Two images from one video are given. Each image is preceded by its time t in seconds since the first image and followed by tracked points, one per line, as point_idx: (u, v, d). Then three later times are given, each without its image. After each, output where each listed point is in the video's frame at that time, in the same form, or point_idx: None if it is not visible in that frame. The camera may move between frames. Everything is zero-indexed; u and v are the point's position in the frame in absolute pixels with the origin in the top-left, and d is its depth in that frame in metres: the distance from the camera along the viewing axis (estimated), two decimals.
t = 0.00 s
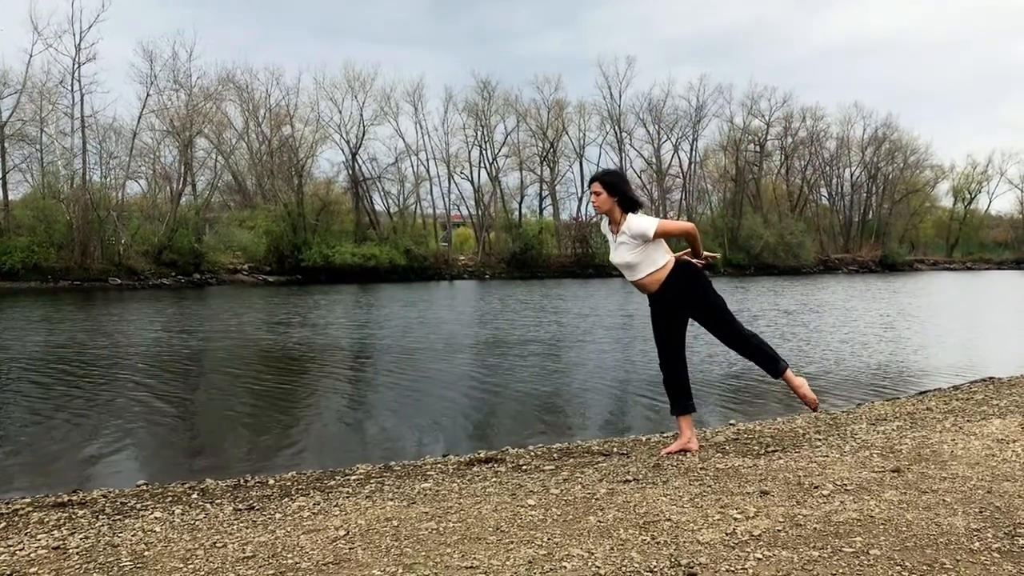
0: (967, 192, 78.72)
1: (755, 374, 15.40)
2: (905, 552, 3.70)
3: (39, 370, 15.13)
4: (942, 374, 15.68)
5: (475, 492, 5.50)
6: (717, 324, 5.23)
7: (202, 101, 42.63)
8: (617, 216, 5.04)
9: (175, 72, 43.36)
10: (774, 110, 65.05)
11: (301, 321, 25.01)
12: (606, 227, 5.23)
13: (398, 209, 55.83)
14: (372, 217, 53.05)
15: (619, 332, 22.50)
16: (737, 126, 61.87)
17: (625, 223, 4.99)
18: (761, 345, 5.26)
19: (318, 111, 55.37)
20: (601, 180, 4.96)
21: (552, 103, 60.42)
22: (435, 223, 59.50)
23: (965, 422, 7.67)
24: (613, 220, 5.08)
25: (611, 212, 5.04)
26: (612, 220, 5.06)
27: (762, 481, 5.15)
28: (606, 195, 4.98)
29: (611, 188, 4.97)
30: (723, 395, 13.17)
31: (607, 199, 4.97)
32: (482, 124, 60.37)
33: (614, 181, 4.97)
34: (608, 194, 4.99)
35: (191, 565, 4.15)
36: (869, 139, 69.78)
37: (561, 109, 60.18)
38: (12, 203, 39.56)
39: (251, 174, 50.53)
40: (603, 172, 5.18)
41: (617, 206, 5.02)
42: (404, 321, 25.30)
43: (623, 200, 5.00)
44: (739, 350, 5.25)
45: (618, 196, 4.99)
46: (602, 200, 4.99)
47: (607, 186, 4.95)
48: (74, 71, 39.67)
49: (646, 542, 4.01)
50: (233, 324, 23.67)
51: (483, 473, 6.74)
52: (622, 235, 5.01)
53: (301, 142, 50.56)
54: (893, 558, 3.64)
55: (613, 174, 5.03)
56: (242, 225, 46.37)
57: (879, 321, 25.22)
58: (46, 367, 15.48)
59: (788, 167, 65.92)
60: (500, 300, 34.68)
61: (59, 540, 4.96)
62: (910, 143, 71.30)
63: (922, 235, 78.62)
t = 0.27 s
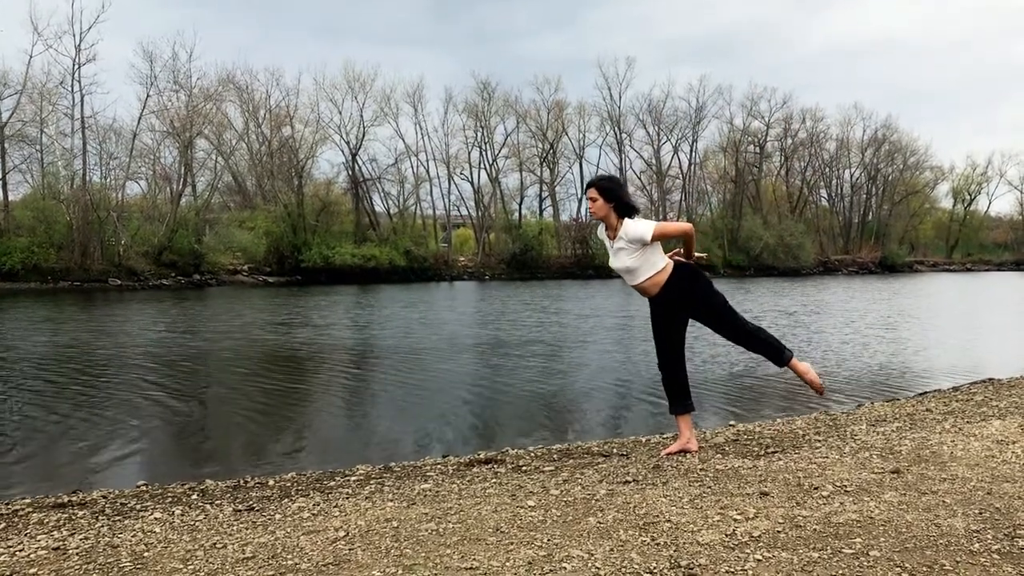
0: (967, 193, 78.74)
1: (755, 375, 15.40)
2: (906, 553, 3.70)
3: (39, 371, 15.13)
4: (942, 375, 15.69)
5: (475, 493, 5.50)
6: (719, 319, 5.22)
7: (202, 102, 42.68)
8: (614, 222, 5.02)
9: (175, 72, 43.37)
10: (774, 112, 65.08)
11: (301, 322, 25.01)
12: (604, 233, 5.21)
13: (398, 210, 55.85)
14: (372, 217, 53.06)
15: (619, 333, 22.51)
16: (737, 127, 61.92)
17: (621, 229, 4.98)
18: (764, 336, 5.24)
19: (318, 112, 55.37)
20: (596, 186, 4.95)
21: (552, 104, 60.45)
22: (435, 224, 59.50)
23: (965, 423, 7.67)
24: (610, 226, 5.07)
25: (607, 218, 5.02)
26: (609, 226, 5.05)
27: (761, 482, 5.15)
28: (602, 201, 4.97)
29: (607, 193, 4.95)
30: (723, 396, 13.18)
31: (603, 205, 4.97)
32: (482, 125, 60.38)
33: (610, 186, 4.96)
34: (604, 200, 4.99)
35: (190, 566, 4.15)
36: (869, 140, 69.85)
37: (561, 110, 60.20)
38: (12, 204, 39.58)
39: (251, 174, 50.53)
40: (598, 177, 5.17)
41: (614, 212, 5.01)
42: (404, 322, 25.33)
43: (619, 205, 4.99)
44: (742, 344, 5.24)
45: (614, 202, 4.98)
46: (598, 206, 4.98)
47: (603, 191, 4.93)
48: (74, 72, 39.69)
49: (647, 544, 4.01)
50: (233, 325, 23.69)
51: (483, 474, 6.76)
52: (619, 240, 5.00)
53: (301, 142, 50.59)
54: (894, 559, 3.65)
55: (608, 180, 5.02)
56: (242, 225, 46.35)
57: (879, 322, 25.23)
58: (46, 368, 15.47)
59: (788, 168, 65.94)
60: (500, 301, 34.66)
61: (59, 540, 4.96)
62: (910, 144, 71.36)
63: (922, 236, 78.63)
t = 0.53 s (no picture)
0: (968, 195, 78.67)
1: (756, 377, 15.41)
2: (906, 555, 3.70)
3: (41, 372, 15.16)
4: (943, 377, 15.67)
5: (476, 495, 5.51)
6: (721, 319, 5.21)
7: (203, 104, 42.74)
8: (612, 230, 5.00)
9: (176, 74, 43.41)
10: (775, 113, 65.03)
11: (303, 323, 25.04)
12: (602, 239, 5.19)
13: (399, 211, 55.85)
14: (373, 219, 53.10)
15: (620, 335, 22.52)
16: (737, 129, 61.91)
17: (619, 236, 4.97)
18: (768, 333, 5.21)
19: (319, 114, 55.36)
20: (592, 195, 4.91)
21: (553, 106, 60.45)
22: (436, 225, 59.53)
23: (966, 425, 7.66)
24: (608, 233, 5.05)
25: (605, 226, 4.99)
26: (607, 233, 5.03)
27: (762, 484, 5.16)
28: (599, 209, 4.92)
29: (602, 201, 4.92)
30: (724, 398, 13.17)
31: (600, 213, 4.92)
32: (483, 127, 60.40)
33: (605, 195, 4.93)
34: (600, 207, 4.95)
35: (191, 567, 4.16)
36: (870, 142, 69.84)
37: (562, 112, 60.21)
38: (12, 205, 39.60)
39: (252, 176, 50.56)
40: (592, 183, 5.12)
41: (610, 219, 4.97)
42: (405, 324, 25.36)
43: (615, 212, 4.96)
44: (746, 343, 5.23)
45: (610, 210, 4.93)
46: (595, 214, 4.94)
47: (600, 200, 4.90)
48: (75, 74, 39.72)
49: (647, 545, 4.01)
50: (234, 326, 23.72)
51: (484, 475, 6.77)
52: (617, 248, 4.99)
53: (303, 144, 50.64)
54: (894, 560, 3.65)
55: (603, 186, 4.98)
56: (243, 227, 46.37)
57: (880, 324, 25.22)
58: (48, 369, 15.50)
59: (789, 170, 65.94)
60: (501, 302, 34.67)
61: (60, 542, 4.97)
62: (910, 146, 71.36)
63: (923, 238, 78.54)
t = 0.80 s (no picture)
0: (971, 197, 78.51)
1: (759, 379, 15.39)
2: (908, 557, 3.70)
3: (44, 374, 15.19)
4: (946, 379, 15.63)
5: (478, 497, 5.51)
6: (728, 321, 5.23)
7: (205, 106, 42.84)
8: (612, 236, 5.01)
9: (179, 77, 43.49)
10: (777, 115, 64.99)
11: (305, 325, 25.08)
12: (604, 245, 5.20)
13: (401, 213, 55.92)
14: (375, 221, 53.19)
15: (621, 336, 22.52)
16: (739, 131, 61.90)
17: (620, 243, 4.98)
18: (776, 333, 5.19)
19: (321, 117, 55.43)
20: (591, 204, 4.92)
21: (555, 108, 60.49)
22: (439, 228, 59.58)
23: (969, 426, 7.64)
24: (609, 240, 5.04)
25: (605, 233, 5.00)
26: (608, 240, 5.04)
27: (764, 486, 5.15)
28: (598, 217, 4.93)
29: (602, 208, 4.93)
30: (726, 400, 13.16)
31: (599, 221, 4.93)
32: (485, 129, 60.44)
33: (605, 202, 4.94)
34: (600, 216, 4.95)
35: (194, 569, 4.16)
36: (872, 144, 69.78)
37: (564, 114, 60.23)
38: (15, 208, 39.68)
39: (255, 178, 50.65)
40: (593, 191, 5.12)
41: (611, 227, 4.97)
42: (407, 325, 25.39)
43: (616, 220, 4.95)
44: (753, 344, 5.22)
45: (610, 218, 4.93)
46: (595, 222, 4.94)
47: (599, 208, 4.91)
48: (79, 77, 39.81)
49: (649, 547, 4.01)
50: (236, 328, 23.75)
51: (485, 477, 6.77)
52: (619, 254, 5.01)
53: (305, 146, 50.72)
54: (896, 563, 3.64)
55: (604, 195, 4.99)
56: (246, 229, 46.44)
57: (883, 326, 25.18)
58: (51, 371, 15.54)
59: (791, 172, 65.90)
60: (504, 304, 34.68)
61: (63, 544, 4.98)
62: (913, 147, 71.29)
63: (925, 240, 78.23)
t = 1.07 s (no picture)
0: (974, 197, 78.29)
1: (762, 380, 15.37)
2: (912, 558, 3.69)
3: (48, 377, 15.23)
4: (950, 380, 15.59)
5: (481, 499, 5.52)
6: (734, 323, 5.27)
7: (209, 109, 43.00)
8: (618, 242, 5.01)
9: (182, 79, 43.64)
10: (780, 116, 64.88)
11: (309, 327, 25.13)
12: (609, 250, 5.20)
13: (405, 215, 56.00)
14: (378, 223, 53.29)
15: (625, 338, 22.52)
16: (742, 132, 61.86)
17: (626, 248, 4.98)
18: (780, 333, 5.27)
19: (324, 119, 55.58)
20: (595, 210, 4.93)
21: (557, 109, 60.47)
22: (442, 229, 59.66)
23: (973, 428, 7.64)
24: (615, 245, 5.04)
25: (611, 239, 5.00)
26: (613, 245, 5.04)
27: (769, 487, 5.15)
28: (604, 223, 4.93)
29: (607, 214, 4.93)
30: (730, 402, 13.16)
31: (604, 227, 4.92)
32: (488, 130, 60.52)
33: (610, 208, 4.94)
34: (605, 222, 4.95)
35: (198, 571, 4.18)
36: (876, 144, 69.68)
37: (567, 115, 60.27)
38: (20, 210, 39.84)
39: (258, 180, 50.77)
40: (597, 196, 5.11)
41: (616, 233, 4.97)
42: (411, 327, 25.43)
43: (621, 225, 4.95)
44: (759, 345, 5.28)
45: (616, 223, 4.93)
46: (600, 228, 4.94)
47: (604, 214, 4.91)
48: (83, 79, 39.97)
49: (653, 549, 4.01)
50: (240, 330, 23.82)
51: (489, 479, 6.79)
52: (626, 260, 5.00)
53: (308, 148, 50.86)
54: (900, 563, 3.64)
55: (608, 200, 4.99)
56: (249, 231, 46.54)
57: (888, 327, 25.11)
58: (55, 373, 15.58)
59: (794, 172, 65.82)
60: (507, 306, 34.66)
61: (68, 545, 5.01)
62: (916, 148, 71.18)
63: (930, 241, 78.05)
